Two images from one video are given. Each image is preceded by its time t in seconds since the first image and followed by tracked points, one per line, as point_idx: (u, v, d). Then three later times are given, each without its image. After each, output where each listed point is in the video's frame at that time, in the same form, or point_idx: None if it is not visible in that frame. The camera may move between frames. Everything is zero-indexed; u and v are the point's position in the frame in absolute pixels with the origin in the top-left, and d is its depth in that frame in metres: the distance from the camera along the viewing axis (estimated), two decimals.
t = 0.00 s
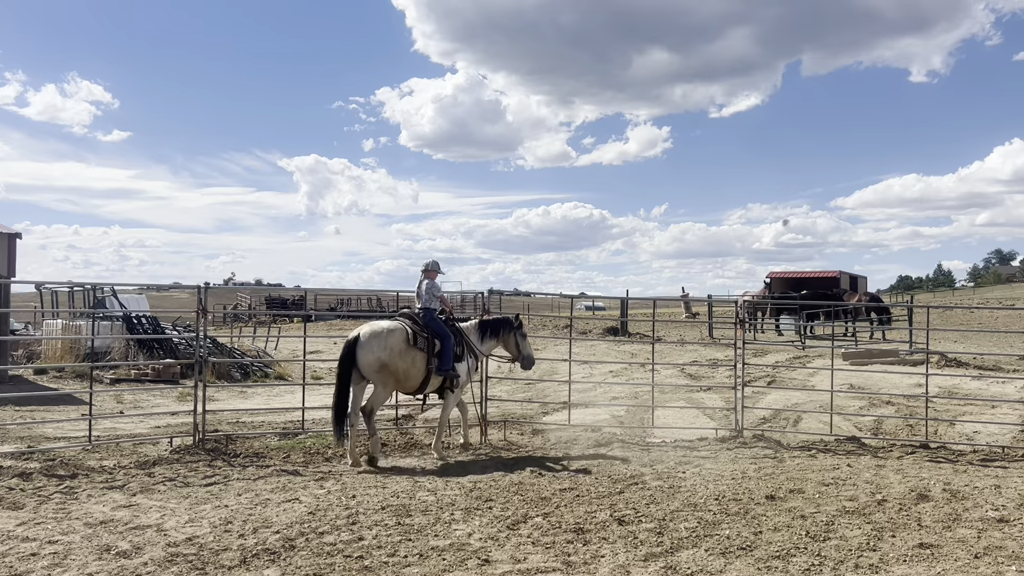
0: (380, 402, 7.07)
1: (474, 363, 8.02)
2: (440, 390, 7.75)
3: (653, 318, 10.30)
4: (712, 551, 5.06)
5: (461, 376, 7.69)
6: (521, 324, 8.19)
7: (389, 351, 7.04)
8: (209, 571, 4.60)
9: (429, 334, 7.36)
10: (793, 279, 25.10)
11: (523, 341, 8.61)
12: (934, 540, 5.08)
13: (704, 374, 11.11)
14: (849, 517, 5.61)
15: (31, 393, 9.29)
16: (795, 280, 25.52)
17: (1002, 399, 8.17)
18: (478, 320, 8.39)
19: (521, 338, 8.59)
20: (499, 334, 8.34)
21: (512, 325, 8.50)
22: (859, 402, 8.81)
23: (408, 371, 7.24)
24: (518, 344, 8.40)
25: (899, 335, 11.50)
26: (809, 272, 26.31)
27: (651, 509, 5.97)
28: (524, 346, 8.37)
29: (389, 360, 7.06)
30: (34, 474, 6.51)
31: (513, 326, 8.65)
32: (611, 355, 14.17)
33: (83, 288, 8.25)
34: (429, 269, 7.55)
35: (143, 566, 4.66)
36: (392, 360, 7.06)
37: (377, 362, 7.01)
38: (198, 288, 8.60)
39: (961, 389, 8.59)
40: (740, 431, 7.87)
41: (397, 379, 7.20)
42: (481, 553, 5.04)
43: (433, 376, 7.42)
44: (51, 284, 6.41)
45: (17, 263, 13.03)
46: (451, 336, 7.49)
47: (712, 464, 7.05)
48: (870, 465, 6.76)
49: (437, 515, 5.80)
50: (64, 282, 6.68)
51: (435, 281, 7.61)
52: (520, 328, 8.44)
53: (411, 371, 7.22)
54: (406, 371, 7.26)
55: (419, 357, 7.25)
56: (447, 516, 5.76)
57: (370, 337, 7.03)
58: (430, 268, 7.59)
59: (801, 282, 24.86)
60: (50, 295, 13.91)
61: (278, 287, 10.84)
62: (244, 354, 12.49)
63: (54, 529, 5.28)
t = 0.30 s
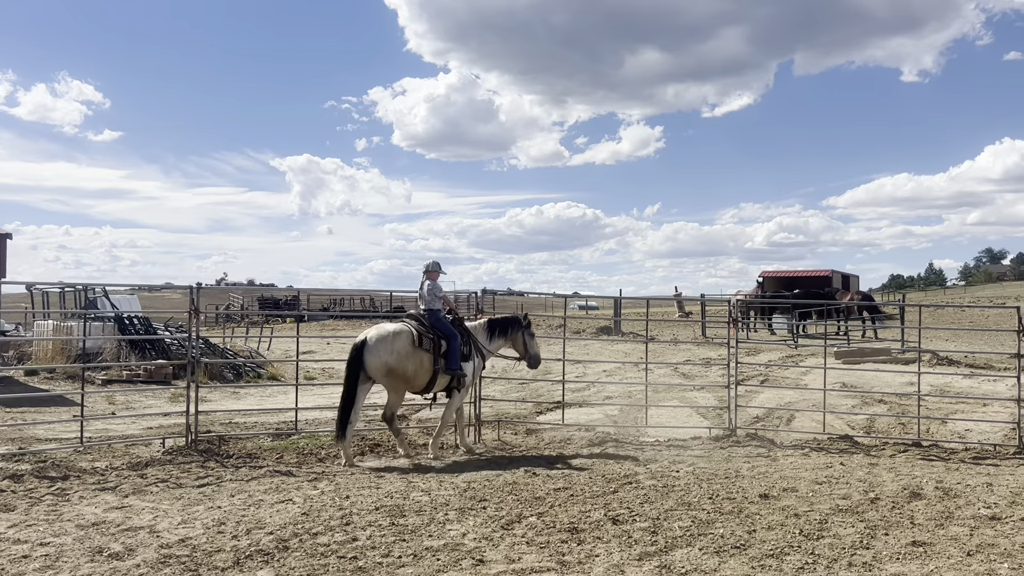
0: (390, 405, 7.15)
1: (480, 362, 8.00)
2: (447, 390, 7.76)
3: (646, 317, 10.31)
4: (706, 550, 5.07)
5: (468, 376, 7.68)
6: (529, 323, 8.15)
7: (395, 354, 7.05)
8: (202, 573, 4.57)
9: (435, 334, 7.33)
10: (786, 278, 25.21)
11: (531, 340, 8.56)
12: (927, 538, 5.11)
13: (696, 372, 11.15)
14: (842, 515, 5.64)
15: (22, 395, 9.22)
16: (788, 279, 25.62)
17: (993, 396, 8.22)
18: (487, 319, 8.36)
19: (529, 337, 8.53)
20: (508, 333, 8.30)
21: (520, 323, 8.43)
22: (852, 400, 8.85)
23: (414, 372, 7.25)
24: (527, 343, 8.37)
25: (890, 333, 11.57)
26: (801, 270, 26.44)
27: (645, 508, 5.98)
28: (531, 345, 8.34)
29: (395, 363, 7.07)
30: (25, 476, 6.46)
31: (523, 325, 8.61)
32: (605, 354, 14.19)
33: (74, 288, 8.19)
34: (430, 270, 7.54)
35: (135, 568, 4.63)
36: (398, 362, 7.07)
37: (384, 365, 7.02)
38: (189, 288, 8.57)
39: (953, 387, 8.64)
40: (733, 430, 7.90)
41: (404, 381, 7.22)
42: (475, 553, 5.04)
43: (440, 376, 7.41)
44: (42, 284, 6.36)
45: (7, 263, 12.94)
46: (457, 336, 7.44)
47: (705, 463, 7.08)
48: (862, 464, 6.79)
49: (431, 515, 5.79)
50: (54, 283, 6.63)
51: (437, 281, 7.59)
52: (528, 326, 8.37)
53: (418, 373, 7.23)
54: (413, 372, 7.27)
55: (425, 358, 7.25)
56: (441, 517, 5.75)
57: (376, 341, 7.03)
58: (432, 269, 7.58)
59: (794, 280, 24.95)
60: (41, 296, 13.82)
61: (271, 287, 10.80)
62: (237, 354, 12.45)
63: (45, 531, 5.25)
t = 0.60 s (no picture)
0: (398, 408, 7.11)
1: (497, 362, 7.99)
2: (460, 390, 7.74)
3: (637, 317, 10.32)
4: (701, 551, 5.07)
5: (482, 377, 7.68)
6: (544, 324, 8.01)
7: (408, 357, 7.02)
8: None
9: (447, 337, 7.33)
10: (774, 278, 25.37)
11: (548, 341, 8.40)
12: (921, 537, 5.14)
13: (688, 372, 11.18)
14: (836, 514, 5.67)
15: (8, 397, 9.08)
16: (777, 279, 25.75)
17: (982, 395, 8.31)
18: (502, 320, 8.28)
19: (546, 338, 8.37)
20: (524, 333, 8.25)
21: (536, 325, 8.29)
22: (842, 399, 8.91)
23: (426, 374, 7.23)
24: (543, 343, 8.26)
25: (879, 333, 11.66)
26: (789, 271, 26.64)
27: (640, 508, 5.98)
28: (546, 346, 8.12)
29: (406, 365, 7.01)
30: (13, 480, 6.36)
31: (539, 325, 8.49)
32: (596, 354, 14.21)
33: (64, 289, 8.08)
34: (438, 274, 7.49)
35: (127, 572, 4.55)
36: (410, 365, 7.04)
37: (395, 367, 6.98)
38: (180, 289, 8.48)
39: (943, 386, 8.71)
40: (726, 429, 7.93)
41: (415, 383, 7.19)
42: (471, 555, 5.01)
43: (452, 378, 7.40)
44: (32, 285, 6.26)
45: None
46: (469, 337, 7.44)
47: (698, 462, 7.09)
48: (855, 463, 6.83)
49: (424, 517, 5.74)
50: (44, 283, 6.52)
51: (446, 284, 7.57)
52: (545, 329, 8.18)
53: (429, 375, 7.22)
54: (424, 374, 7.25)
55: (437, 360, 7.24)
56: (435, 519, 5.71)
57: (390, 342, 7.01)
58: (440, 273, 7.54)
59: (783, 280, 25.09)
60: (27, 297, 13.65)
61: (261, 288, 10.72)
62: (227, 355, 12.34)
63: (35, 535, 5.15)
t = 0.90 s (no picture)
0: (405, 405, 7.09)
1: (512, 362, 7.97)
2: (474, 391, 7.72)
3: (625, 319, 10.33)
4: (694, 553, 5.07)
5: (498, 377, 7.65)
6: (555, 319, 8.10)
7: (418, 357, 6.98)
8: None
9: (459, 337, 7.30)
10: (758, 279, 25.55)
11: (558, 335, 8.53)
12: (911, 538, 5.18)
13: (676, 373, 11.21)
14: (827, 515, 5.70)
15: None
16: (762, 279, 25.94)
17: (967, 395, 8.41)
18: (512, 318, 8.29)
19: (556, 331, 8.51)
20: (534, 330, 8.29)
21: (545, 319, 8.39)
22: (830, 399, 8.97)
23: (438, 374, 7.21)
24: (553, 338, 8.34)
25: (865, 334, 11.77)
26: (774, 272, 26.86)
27: (631, 511, 5.97)
28: (558, 338, 8.28)
29: (416, 367, 6.97)
30: None
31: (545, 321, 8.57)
32: (584, 356, 14.22)
33: (47, 290, 7.93)
34: (451, 274, 7.45)
35: None
36: (420, 365, 7.01)
37: (404, 368, 6.94)
38: (167, 291, 8.36)
39: (929, 386, 8.81)
40: (715, 430, 7.96)
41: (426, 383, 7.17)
42: (463, 559, 4.96)
43: (465, 378, 7.38)
44: (17, 287, 6.12)
45: None
46: (481, 337, 7.42)
47: (689, 464, 7.11)
48: (844, 463, 6.88)
49: (415, 521, 5.69)
50: (28, 285, 6.38)
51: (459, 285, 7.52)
52: (554, 320, 8.35)
53: (441, 375, 7.20)
54: (435, 373, 7.23)
55: (449, 360, 7.21)
56: (426, 522, 5.66)
57: (400, 344, 6.97)
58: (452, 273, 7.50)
59: (769, 281, 25.27)
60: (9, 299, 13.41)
61: (248, 290, 10.61)
62: (213, 358, 12.19)
63: (21, 542, 5.03)
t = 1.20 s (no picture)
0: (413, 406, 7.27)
1: (522, 364, 8.09)
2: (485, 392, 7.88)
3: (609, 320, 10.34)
4: (681, 555, 5.08)
5: (507, 379, 7.79)
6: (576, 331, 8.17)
7: (423, 362, 7.23)
8: None
9: (466, 340, 7.47)
10: (740, 280, 25.77)
11: (576, 347, 8.58)
12: (897, 538, 5.35)
13: (661, 374, 11.25)
14: (814, 516, 5.84)
15: None
16: (743, 280, 26.18)
17: (947, 395, 8.54)
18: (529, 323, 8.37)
19: (573, 343, 8.57)
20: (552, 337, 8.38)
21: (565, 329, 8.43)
22: (813, 399, 9.05)
23: (445, 378, 7.43)
24: (570, 348, 8.42)
25: (847, 334, 11.90)
26: (755, 273, 27.10)
27: (618, 512, 5.98)
28: (575, 351, 8.31)
29: (419, 370, 7.19)
30: None
31: (566, 330, 8.66)
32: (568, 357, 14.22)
33: (26, 292, 7.76)
34: (467, 277, 7.56)
35: None
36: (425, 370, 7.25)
37: (408, 372, 7.17)
38: (149, 293, 8.24)
39: (910, 386, 8.94)
40: (700, 431, 8.01)
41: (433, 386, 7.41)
42: (450, 562, 4.92)
43: (474, 380, 7.55)
44: None
45: None
46: (489, 339, 7.54)
47: (675, 465, 7.16)
48: (828, 464, 6.97)
49: (402, 525, 5.64)
50: (7, 287, 6.24)
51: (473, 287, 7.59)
52: (573, 331, 8.37)
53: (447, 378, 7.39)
54: (442, 377, 7.43)
55: (455, 364, 7.41)
56: (413, 526, 5.62)
57: (405, 349, 7.21)
58: (468, 275, 7.65)
59: (749, 281, 25.51)
60: None
61: (231, 292, 10.49)
62: (195, 360, 12.03)
63: (2, 548, 4.90)
